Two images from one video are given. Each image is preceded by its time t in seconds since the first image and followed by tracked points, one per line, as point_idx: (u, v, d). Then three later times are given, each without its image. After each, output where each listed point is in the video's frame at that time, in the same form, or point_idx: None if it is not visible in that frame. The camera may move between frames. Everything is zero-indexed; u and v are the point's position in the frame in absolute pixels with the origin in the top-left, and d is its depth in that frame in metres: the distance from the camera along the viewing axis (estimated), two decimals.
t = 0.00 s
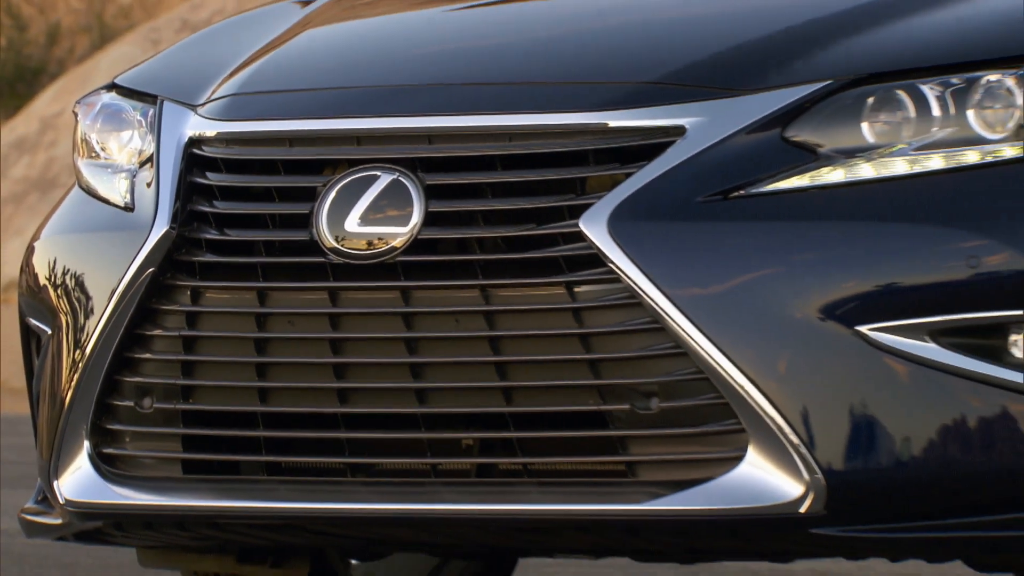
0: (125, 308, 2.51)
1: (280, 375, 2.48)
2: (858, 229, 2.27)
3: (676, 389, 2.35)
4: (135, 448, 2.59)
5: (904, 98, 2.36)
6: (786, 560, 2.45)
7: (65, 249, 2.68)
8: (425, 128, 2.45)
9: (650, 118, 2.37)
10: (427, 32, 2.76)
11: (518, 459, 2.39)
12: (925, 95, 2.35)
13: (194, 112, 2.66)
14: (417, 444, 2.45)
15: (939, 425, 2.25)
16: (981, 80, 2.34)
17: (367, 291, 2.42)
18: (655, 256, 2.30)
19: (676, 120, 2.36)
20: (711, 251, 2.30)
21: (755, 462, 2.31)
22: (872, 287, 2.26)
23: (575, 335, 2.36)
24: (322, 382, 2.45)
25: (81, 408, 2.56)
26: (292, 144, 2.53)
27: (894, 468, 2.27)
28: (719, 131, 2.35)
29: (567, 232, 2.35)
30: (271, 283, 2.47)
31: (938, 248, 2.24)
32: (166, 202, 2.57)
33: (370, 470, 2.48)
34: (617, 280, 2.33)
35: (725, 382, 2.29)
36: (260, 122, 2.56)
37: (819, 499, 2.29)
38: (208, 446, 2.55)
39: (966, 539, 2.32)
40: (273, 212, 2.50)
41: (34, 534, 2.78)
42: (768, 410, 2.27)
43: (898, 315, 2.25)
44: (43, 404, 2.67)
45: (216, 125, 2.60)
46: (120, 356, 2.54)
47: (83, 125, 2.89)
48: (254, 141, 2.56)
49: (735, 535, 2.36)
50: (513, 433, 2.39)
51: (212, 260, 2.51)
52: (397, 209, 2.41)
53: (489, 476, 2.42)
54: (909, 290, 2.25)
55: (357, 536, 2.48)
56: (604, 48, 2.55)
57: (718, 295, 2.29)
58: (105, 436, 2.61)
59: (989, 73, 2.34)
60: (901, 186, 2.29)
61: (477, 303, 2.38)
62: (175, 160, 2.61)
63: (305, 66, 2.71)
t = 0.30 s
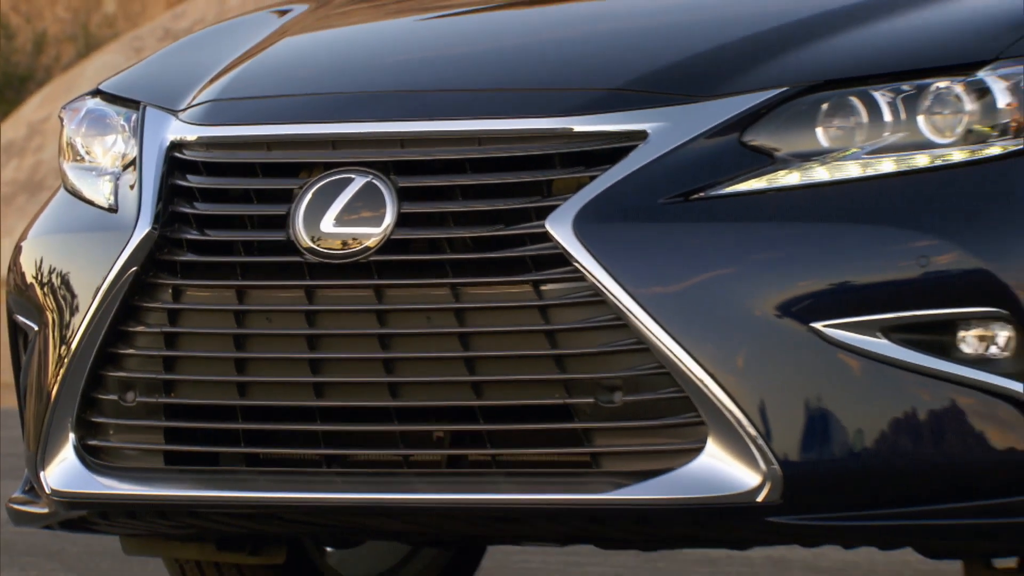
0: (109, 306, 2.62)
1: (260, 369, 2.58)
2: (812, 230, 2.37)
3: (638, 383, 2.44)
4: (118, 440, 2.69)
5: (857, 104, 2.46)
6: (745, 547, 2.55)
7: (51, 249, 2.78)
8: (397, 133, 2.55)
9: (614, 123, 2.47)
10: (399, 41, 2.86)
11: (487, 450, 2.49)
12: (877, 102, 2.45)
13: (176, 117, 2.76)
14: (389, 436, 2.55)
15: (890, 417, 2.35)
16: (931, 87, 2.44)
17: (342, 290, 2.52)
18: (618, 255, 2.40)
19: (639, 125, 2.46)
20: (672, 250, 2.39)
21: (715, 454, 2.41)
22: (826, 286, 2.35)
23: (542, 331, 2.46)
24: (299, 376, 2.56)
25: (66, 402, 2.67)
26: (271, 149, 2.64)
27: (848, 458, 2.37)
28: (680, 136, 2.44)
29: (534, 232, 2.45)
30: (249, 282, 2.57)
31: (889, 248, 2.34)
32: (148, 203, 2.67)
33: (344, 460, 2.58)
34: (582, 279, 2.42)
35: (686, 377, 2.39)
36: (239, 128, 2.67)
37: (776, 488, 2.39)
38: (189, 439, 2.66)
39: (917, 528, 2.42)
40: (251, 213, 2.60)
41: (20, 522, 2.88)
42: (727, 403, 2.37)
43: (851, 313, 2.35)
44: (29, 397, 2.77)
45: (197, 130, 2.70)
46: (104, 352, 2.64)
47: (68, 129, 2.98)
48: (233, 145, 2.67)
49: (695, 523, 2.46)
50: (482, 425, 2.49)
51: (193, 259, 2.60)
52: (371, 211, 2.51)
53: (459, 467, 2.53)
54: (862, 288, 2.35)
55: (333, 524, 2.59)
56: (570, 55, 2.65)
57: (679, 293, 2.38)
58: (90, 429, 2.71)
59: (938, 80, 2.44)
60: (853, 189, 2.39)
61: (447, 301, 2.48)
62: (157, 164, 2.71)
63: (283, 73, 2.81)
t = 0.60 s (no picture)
0: (103, 303, 2.72)
1: (249, 366, 2.69)
2: (780, 231, 2.46)
3: (614, 378, 2.53)
4: (112, 433, 2.79)
5: (824, 110, 2.55)
6: (716, 535, 2.65)
7: (47, 249, 2.88)
8: (381, 137, 2.65)
9: (590, 128, 2.56)
10: (383, 49, 2.96)
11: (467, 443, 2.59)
12: (843, 108, 2.54)
13: (168, 122, 2.86)
14: (373, 429, 2.65)
15: (856, 411, 2.44)
16: (895, 93, 2.54)
17: (328, 288, 2.62)
18: (594, 255, 2.50)
19: (614, 130, 2.55)
20: (645, 250, 2.49)
21: (687, 446, 2.50)
22: (793, 284, 2.44)
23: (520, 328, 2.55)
24: (286, 372, 2.66)
25: (62, 397, 2.77)
26: (259, 152, 2.74)
27: (814, 450, 2.46)
28: (653, 140, 2.54)
29: (513, 233, 2.54)
30: (238, 281, 2.67)
31: (854, 248, 2.44)
32: (141, 204, 2.77)
33: (330, 453, 2.68)
34: (559, 278, 2.52)
35: (658, 372, 2.48)
36: (229, 132, 2.76)
37: (745, 479, 2.48)
38: (181, 432, 2.75)
39: (882, 518, 2.51)
40: (240, 215, 2.70)
41: (17, 512, 2.97)
42: (698, 397, 2.46)
43: (818, 310, 2.44)
44: (26, 392, 2.87)
45: (189, 134, 2.80)
46: (98, 348, 2.74)
47: (64, 134, 3.08)
48: (223, 149, 2.77)
49: (667, 514, 2.56)
50: (463, 419, 2.59)
51: (184, 259, 2.71)
52: (356, 212, 2.61)
53: (440, 459, 2.63)
54: (828, 287, 2.44)
55: (320, 514, 2.70)
56: (549, 62, 2.75)
57: (652, 291, 2.48)
58: (85, 422, 2.81)
59: (901, 87, 2.54)
60: (820, 192, 2.48)
61: (429, 299, 2.58)
62: (149, 167, 2.81)
63: (271, 79, 2.91)
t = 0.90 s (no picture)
0: (100, 303, 2.81)
1: (242, 364, 2.77)
2: (756, 233, 2.54)
3: (595, 376, 2.62)
4: (109, 429, 2.87)
5: (799, 116, 2.63)
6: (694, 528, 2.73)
7: (46, 250, 2.96)
8: (370, 142, 2.73)
9: (572, 134, 2.64)
10: (371, 57, 3.04)
11: (452, 439, 2.67)
12: (817, 114, 2.63)
13: (163, 127, 2.94)
14: (361, 425, 2.73)
15: (829, 408, 2.52)
16: (868, 100, 2.62)
17: (318, 289, 2.70)
18: (576, 257, 2.57)
19: (595, 135, 2.63)
20: (626, 252, 2.57)
21: (666, 442, 2.58)
22: (769, 285, 2.52)
23: (505, 328, 2.63)
24: (278, 369, 2.74)
25: (60, 394, 2.86)
26: (252, 156, 2.82)
27: (789, 446, 2.55)
28: (634, 145, 2.62)
29: (498, 235, 2.62)
30: (231, 282, 2.75)
31: (828, 249, 2.51)
32: (137, 207, 2.85)
33: (320, 448, 2.77)
34: (542, 279, 2.60)
35: (638, 370, 2.56)
36: (223, 137, 2.85)
37: (722, 474, 2.56)
38: (176, 428, 2.84)
39: (855, 511, 2.59)
40: (233, 217, 2.78)
41: (17, 505, 3.05)
42: (677, 394, 2.54)
43: (792, 310, 2.52)
44: (25, 389, 2.96)
45: (184, 140, 2.89)
46: (95, 347, 2.83)
47: (62, 138, 3.16)
48: (217, 154, 2.85)
49: (647, 507, 2.64)
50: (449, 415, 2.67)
51: (178, 260, 2.79)
52: (346, 215, 2.69)
53: (427, 454, 2.71)
54: (802, 288, 2.52)
55: (310, 509, 2.78)
56: (533, 69, 2.83)
57: (632, 291, 2.55)
58: (82, 418, 2.90)
59: (874, 94, 2.62)
60: (794, 195, 2.56)
61: (416, 299, 2.66)
62: (145, 171, 2.90)
63: (264, 85, 3.00)
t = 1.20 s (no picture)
0: (100, 303, 2.89)
1: (238, 362, 2.85)
2: (737, 235, 2.62)
3: (581, 373, 2.70)
4: (109, 426, 2.96)
5: (778, 121, 2.71)
6: (677, 521, 2.81)
7: (47, 251, 3.04)
8: (362, 147, 2.81)
9: (558, 139, 2.72)
10: (363, 65, 3.12)
11: (443, 435, 2.75)
12: (796, 120, 2.71)
13: (161, 133, 3.03)
14: (353, 421, 2.81)
15: (808, 404, 2.60)
16: (844, 106, 2.70)
17: (312, 289, 2.79)
18: (562, 258, 2.65)
19: (581, 140, 2.71)
20: (611, 253, 2.65)
21: (650, 438, 2.66)
22: (749, 285, 2.60)
23: (493, 327, 2.71)
24: (273, 367, 2.82)
25: (62, 391, 2.94)
26: (247, 161, 2.90)
27: (769, 442, 2.62)
28: (618, 150, 2.70)
29: (486, 237, 2.70)
30: (228, 282, 2.83)
31: (806, 251, 2.59)
32: (136, 210, 2.94)
33: (314, 444, 2.85)
34: (529, 279, 2.67)
35: (623, 368, 2.64)
36: (219, 142, 2.93)
37: (704, 468, 2.64)
38: (174, 424, 2.92)
39: (833, 505, 2.66)
40: (229, 220, 2.86)
41: (18, 500, 3.13)
42: (660, 391, 2.62)
43: (772, 310, 2.59)
44: (27, 387, 3.04)
45: (181, 144, 2.97)
46: (95, 346, 2.91)
47: (63, 143, 3.25)
48: (214, 159, 2.93)
49: (631, 501, 2.72)
50: (440, 412, 2.75)
51: (176, 262, 2.87)
52: (338, 217, 2.78)
53: (418, 450, 2.79)
54: (781, 288, 2.59)
55: (304, 503, 2.86)
56: (521, 76, 2.91)
57: (617, 292, 2.63)
58: (83, 415, 2.98)
59: (851, 100, 2.70)
60: (774, 199, 2.64)
61: (407, 299, 2.74)
62: (144, 175, 2.98)
63: (260, 92, 3.08)
